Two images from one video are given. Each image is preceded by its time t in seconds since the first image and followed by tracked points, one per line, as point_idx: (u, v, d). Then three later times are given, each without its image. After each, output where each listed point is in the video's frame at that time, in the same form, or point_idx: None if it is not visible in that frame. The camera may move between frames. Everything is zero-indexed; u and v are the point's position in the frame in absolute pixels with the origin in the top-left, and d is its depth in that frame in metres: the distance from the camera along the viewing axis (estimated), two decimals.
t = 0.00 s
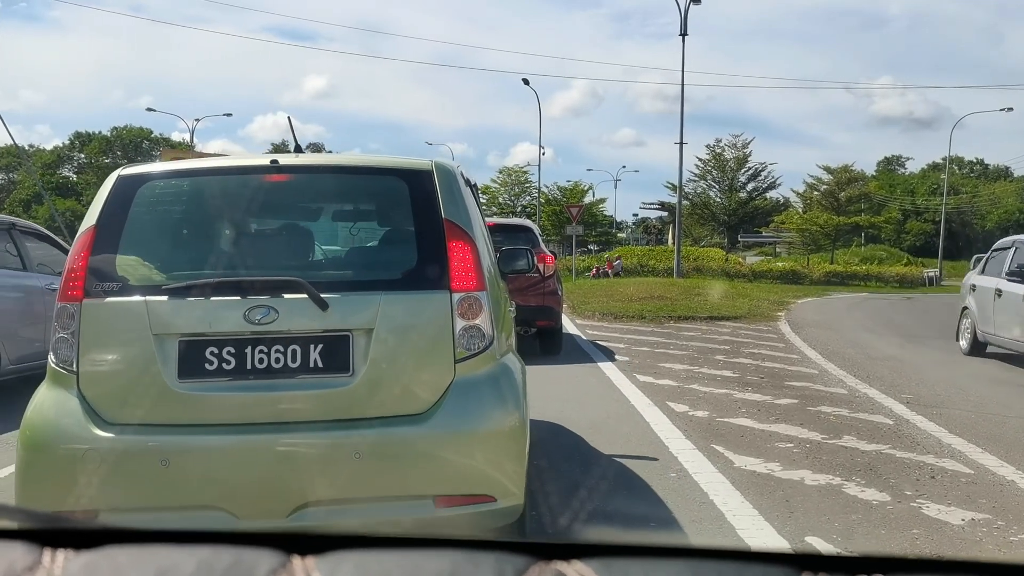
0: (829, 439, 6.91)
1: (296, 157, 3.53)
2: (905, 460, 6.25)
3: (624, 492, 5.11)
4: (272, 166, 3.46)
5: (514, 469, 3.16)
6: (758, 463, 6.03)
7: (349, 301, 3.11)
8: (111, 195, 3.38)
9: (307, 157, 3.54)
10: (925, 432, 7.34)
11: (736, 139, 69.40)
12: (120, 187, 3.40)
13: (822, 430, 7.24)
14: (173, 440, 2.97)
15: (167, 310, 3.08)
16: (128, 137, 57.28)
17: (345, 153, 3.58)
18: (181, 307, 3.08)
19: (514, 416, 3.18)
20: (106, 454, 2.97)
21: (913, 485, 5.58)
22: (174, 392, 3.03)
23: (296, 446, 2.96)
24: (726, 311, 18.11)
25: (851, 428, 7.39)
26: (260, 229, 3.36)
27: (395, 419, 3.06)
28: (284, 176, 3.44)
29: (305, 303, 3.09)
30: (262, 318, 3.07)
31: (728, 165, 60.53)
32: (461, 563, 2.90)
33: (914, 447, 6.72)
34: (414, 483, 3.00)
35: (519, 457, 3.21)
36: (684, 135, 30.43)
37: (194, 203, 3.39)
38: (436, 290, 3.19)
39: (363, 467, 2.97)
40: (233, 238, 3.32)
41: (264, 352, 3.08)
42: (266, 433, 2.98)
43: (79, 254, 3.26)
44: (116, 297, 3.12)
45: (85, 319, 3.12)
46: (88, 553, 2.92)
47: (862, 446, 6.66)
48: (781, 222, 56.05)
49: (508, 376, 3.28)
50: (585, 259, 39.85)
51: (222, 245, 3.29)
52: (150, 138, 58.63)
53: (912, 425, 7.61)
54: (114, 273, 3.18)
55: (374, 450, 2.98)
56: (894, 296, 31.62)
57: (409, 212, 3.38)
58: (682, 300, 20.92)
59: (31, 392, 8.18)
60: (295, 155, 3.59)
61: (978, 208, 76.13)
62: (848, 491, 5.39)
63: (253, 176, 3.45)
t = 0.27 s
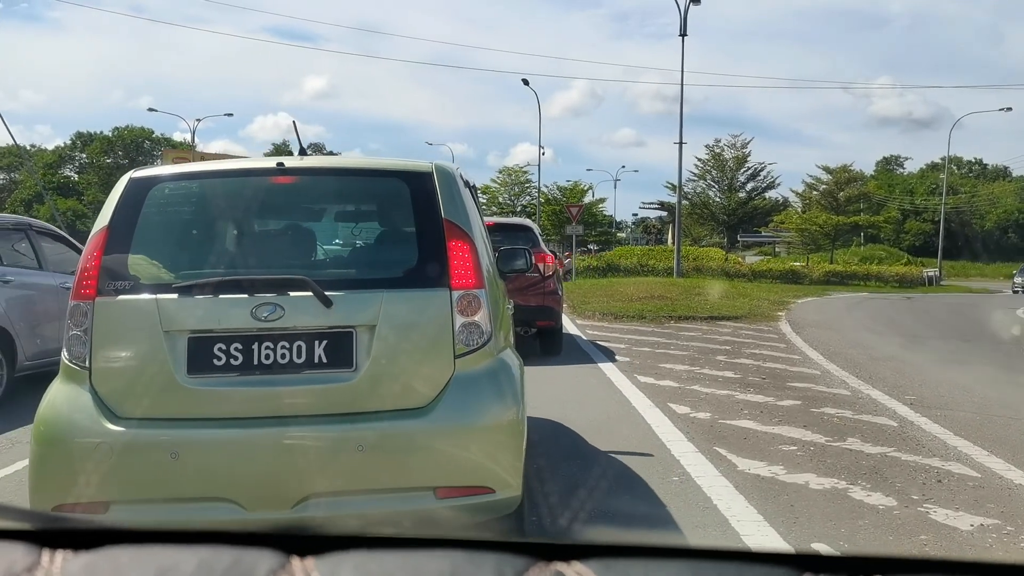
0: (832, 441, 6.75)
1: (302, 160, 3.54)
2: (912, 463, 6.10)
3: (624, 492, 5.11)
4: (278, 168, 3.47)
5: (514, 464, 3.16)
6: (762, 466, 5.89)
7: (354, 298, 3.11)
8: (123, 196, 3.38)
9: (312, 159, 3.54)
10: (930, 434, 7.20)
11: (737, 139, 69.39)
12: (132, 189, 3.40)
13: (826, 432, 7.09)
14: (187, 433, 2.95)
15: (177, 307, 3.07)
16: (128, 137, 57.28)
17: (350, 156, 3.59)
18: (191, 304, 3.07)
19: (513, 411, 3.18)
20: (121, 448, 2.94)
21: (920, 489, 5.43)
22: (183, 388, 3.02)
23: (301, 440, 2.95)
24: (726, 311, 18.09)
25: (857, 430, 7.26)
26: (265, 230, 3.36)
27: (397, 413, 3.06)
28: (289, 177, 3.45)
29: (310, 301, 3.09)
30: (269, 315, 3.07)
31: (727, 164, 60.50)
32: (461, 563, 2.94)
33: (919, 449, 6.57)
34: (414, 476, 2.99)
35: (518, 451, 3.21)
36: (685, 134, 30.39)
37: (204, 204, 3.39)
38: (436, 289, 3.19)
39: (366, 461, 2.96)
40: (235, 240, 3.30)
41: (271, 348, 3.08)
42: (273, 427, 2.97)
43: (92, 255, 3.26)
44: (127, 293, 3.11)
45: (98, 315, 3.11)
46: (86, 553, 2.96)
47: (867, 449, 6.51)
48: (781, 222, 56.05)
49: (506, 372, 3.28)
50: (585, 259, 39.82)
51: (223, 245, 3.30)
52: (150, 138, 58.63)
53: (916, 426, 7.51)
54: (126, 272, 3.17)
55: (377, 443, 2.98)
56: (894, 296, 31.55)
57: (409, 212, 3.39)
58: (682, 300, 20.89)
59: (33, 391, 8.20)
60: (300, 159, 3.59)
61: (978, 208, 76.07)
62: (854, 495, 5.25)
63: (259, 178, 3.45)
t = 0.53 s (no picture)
0: (838, 445, 6.57)
1: (304, 161, 3.53)
2: (920, 467, 5.93)
3: (624, 492, 5.10)
4: (279, 169, 3.46)
5: (514, 464, 3.15)
6: (767, 472, 5.73)
7: (355, 297, 3.10)
8: (128, 196, 3.37)
9: (314, 160, 3.54)
10: (939, 437, 6.97)
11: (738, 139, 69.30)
12: (136, 189, 3.39)
13: (832, 436, 6.87)
14: (191, 429, 2.94)
15: (179, 305, 3.06)
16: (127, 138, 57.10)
17: (351, 156, 3.59)
18: (194, 304, 3.06)
19: (513, 410, 3.17)
20: (124, 445, 2.93)
21: (930, 495, 5.27)
22: (186, 385, 3.01)
23: (304, 438, 2.94)
24: (729, 312, 18.03)
25: (863, 433, 7.02)
26: (265, 231, 3.35)
27: (398, 410, 3.05)
28: (291, 177, 3.44)
29: (311, 300, 3.08)
30: (271, 314, 3.06)
31: (728, 164, 60.43)
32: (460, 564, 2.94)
33: (927, 453, 6.37)
34: (415, 471, 2.97)
35: (517, 449, 3.19)
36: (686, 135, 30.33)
37: (206, 204, 3.38)
38: (435, 287, 3.18)
39: (367, 459, 2.95)
40: (235, 238, 3.30)
41: (273, 346, 3.07)
42: (275, 425, 2.96)
43: (97, 255, 3.25)
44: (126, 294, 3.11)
45: (103, 314, 3.10)
46: (87, 553, 2.95)
47: (874, 453, 6.32)
48: (782, 222, 55.97)
49: (504, 369, 3.27)
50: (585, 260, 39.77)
51: (222, 244, 3.28)
52: (150, 138, 58.60)
53: (925, 430, 7.22)
54: (129, 271, 3.16)
55: (378, 442, 2.96)
56: (896, 297, 31.44)
57: (409, 212, 3.38)
58: (684, 300, 20.83)
59: (34, 391, 8.20)
60: (302, 159, 3.58)
61: (979, 208, 75.95)
62: (862, 502, 5.10)
63: (260, 178, 3.45)
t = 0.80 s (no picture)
0: (844, 449, 6.35)
1: (301, 161, 3.56)
2: (929, 472, 5.71)
3: (623, 491, 5.13)
4: (277, 169, 3.48)
5: (513, 464, 3.16)
6: (772, 476, 5.52)
7: (353, 297, 3.12)
8: (123, 197, 3.39)
9: (311, 160, 3.57)
10: (945, 441, 6.75)
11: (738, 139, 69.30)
12: (131, 190, 3.41)
13: (838, 439, 6.65)
14: (189, 430, 2.94)
15: (177, 305, 3.08)
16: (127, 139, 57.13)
17: (350, 156, 3.62)
18: (191, 304, 3.08)
19: (511, 411, 3.19)
20: (123, 445, 2.94)
21: (939, 500, 5.05)
22: (183, 386, 3.02)
23: (302, 439, 2.94)
24: (731, 313, 18.01)
25: (868, 437, 6.78)
26: (263, 231, 3.38)
27: (397, 411, 3.06)
28: (289, 177, 3.47)
29: (309, 300, 3.09)
30: (268, 314, 3.07)
31: (728, 164, 60.43)
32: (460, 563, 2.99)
33: (934, 457, 6.15)
34: (411, 470, 2.98)
35: (514, 451, 3.19)
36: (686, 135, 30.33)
37: (203, 204, 3.41)
38: (434, 287, 3.20)
39: (366, 460, 2.95)
40: (234, 238, 3.33)
41: (271, 347, 3.08)
42: (273, 425, 2.96)
43: (93, 254, 3.27)
44: (125, 293, 3.12)
45: (99, 314, 3.12)
46: (90, 551, 3.00)
47: (880, 457, 6.09)
48: (782, 222, 55.94)
49: (503, 370, 3.29)
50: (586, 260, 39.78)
51: (222, 245, 3.31)
52: (150, 139, 58.64)
53: (931, 434, 7.01)
54: (126, 271, 3.18)
55: (377, 442, 2.96)
56: (897, 297, 31.38)
57: (408, 213, 3.40)
58: (686, 301, 20.82)
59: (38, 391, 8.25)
60: (299, 159, 3.61)
61: (980, 208, 75.88)
62: (870, 507, 4.88)
63: (258, 178, 3.48)
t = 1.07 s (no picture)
0: (853, 454, 6.25)
1: (297, 158, 3.54)
2: (942, 479, 5.61)
3: (623, 492, 5.12)
4: (272, 167, 3.46)
5: (511, 468, 3.17)
6: (782, 484, 5.41)
7: (349, 299, 3.11)
8: (115, 197, 3.37)
9: (307, 157, 3.54)
10: (955, 445, 6.67)
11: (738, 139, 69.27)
12: (124, 187, 3.40)
13: (846, 444, 6.56)
14: (177, 436, 2.96)
15: (168, 306, 3.08)
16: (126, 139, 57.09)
17: (347, 153, 3.59)
18: (183, 305, 3.08)
19: (510, 414, 3.19)
20: (118, 450, 2.96)
21: (954, 509, 4.96)
22: (174, 389, 3.03)
23: (296, 445, 2.95)
24: (731, 314, 17.99)
25: (877, 442, 6.68)
26: (259, 229, 3.37)
27: (394, 415, 3.06)
28: (284, 176, 3.44)
29: (304, 301, 3.09)
30: (262, 315, 3.07)
31: (728, 164, 60.39)
32: (461, 564, 2.93)
33: (946, 463, 6.06)
34: (412, 477, 3.00)
35: (513, 450, 3.21)
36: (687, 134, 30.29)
37: (196, 203, 3.40)
38: (433, 288, 3.18)
39: (361, 467, 2.96)
40: (233, 238, 3.33)
41: (264, 349, 3.08)
42: (267, 431, 2.97)
43: (83, 254, 3.26)
44: (119, 294, 3.12)
45: (87, 316, 3.12)
46: (86, 554, 2.93)
47: (891, 463, 6.00)
48: (782, 222, 55.92)
49: (503, 373, 3.28)
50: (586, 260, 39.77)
51: (222, 245, 3.31)
52: (149, 138, 58.61)
53: (939, 438, 6.90)
54: (117, 271, 3.17)
55: (371, 449, 2.98)
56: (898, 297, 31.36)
57: (406, 213, 3.38)
58: (687, 301, 20.81)
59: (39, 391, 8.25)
60: (295, 156, 3.59)
61: (980, 208, 75.86)
62: (884, 517, 4.77)
63: (256, 177, 3.44)
